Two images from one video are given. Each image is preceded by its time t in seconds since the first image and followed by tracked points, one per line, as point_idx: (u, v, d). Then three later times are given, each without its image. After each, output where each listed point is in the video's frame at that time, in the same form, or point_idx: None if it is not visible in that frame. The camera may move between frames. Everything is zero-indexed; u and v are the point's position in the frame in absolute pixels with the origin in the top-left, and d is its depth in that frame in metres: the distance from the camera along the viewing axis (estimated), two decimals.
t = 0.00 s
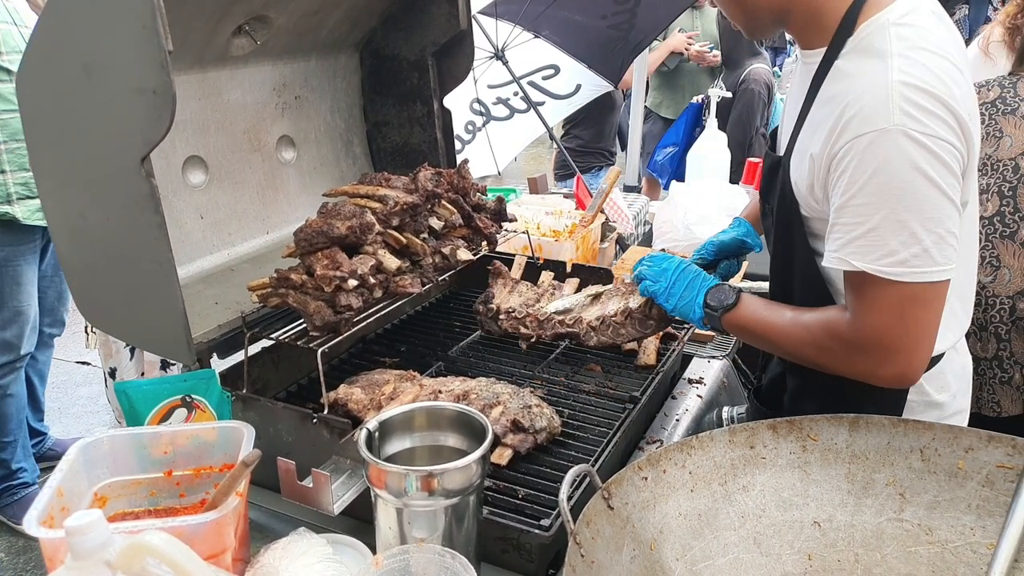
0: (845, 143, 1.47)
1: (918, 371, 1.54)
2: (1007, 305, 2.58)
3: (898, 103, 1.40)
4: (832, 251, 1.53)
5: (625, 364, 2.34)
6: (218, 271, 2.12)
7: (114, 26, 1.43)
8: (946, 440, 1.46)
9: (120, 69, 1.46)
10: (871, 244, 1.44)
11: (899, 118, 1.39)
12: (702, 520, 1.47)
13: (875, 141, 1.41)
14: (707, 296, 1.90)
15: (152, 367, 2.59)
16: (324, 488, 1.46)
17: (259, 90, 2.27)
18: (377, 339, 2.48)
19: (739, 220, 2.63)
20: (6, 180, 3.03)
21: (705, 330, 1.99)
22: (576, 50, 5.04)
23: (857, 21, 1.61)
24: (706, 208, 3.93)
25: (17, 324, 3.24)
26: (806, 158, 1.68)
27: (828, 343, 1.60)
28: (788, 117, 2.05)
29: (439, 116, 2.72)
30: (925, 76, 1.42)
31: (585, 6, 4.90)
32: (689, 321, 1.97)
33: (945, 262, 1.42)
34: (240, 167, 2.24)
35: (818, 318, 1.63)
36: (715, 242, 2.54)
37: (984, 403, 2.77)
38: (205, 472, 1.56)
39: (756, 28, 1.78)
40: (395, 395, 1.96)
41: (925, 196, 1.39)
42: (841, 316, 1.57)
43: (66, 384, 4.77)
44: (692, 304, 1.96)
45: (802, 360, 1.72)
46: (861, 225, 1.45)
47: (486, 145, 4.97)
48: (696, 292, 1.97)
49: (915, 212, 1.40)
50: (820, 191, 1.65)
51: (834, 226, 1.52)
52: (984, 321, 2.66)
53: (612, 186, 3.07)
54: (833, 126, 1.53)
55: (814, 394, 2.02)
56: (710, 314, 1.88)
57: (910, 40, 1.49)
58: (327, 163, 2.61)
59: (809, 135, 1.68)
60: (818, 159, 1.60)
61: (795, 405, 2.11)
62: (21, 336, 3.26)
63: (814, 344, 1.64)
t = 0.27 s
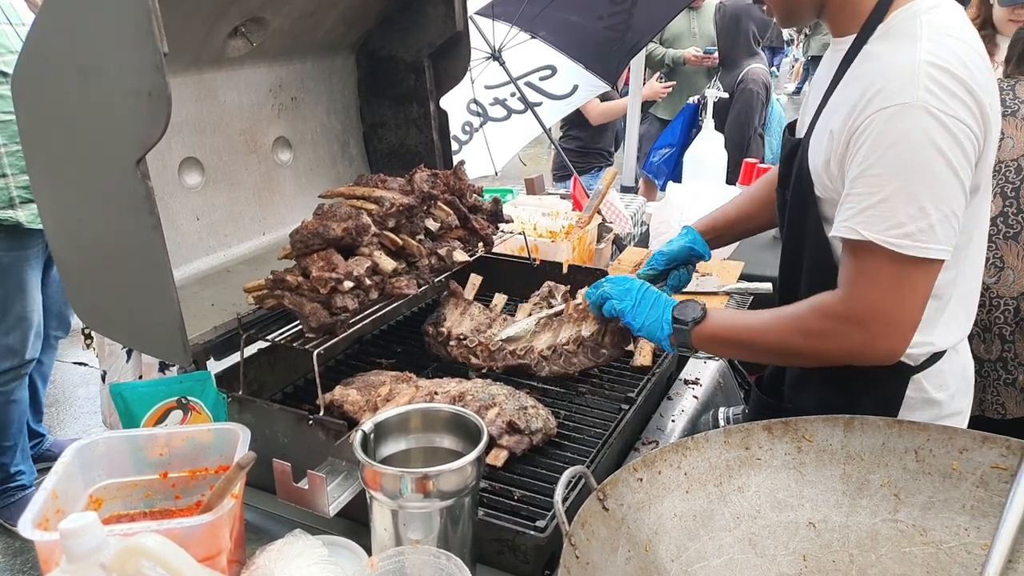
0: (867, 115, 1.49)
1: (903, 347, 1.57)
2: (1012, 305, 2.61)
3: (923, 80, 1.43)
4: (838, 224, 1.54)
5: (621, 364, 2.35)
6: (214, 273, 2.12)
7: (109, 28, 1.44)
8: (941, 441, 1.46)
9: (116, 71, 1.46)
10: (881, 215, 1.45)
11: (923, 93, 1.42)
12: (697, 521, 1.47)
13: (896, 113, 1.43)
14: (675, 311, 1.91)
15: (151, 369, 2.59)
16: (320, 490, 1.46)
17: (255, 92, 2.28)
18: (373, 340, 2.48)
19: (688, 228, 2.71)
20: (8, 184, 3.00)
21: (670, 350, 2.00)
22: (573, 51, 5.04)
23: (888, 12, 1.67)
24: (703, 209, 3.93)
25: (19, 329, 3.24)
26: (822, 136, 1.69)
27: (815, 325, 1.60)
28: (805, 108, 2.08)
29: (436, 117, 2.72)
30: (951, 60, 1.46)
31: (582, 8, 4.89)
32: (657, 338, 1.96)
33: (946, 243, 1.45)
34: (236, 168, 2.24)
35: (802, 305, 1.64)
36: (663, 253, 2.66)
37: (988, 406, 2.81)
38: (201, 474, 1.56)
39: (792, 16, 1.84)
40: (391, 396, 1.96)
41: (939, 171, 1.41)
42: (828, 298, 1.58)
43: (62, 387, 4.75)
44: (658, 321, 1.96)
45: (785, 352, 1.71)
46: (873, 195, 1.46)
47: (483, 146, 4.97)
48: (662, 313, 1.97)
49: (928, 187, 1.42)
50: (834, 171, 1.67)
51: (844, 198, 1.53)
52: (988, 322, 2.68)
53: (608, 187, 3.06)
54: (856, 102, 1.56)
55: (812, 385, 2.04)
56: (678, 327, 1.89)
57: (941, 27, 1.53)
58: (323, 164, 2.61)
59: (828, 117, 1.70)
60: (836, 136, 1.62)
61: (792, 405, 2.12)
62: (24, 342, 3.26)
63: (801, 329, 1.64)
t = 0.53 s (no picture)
0: (884, 109, 1.53)
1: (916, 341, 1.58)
2: (1009, 305, 2.70)
3: (941, 76, 1.47)
4: (852, 216, 1.56)
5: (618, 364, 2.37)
6: (211, 274, 2.13)
7: (105, 30, 1.44)
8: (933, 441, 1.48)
9: (112, 73, 1.47)
10: (894, 208, 1.48)
11: (941, 88, 1.46)
12: (691, 520, 1.48)
13: (914, 107, 1.47)
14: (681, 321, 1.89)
15: (149, 370, 2.60)
16: (315, 490, 1.47)
17: (251, 93, 2.28)
18: (370, 341, 2.49)
19: (711, 175, 2.91)
20: (11, 186, 3.01)
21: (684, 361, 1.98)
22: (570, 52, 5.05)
23: (902, 11, 1.72)
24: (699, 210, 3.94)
25: (18, 331, 3.25)
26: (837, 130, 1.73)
27: (831, 321, 1.60)
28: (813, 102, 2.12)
29: (432, 118, 2.73)
30: (967, 57, 1.50)
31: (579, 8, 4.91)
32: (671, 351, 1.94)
33: (958, 235, 1.48)
34: (233, 170, 2.25)
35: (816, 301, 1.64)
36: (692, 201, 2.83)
37: (985, 406, 2.92)
38: (197, 474, 1.56)
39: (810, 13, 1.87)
40: (387, 397, 1.97)
41: (955, 164, 1.44)
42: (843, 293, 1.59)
43: (58, 389, 4.73)
44: (667, 335, 1.94)
45: (799, 350, 1.70)
46: (888, 187, 1.49)
47: (480, 147, 4.98)
48: (666, 328, 1.95)
49: (944, 179, 1.45)
50: (848, 164, 1.72)
51: (859, 190, 1.56)
52: (986, 322, 2.78)
53: (603, 188, 3.07)
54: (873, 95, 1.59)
55: (818, 378, 2.08)
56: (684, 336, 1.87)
57: (955, 28, 1.59)
58: (320, 165, 2.62)
59: (841, 111, 1.74)
60: (852, 129, 1.66)
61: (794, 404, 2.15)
62: (22, 344, 3.27)
63: (816, 326, 1.63)
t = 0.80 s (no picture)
0: (892, 118, 1.57)
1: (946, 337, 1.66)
2: (1009, 305, 2.77)
3: (948, 86, 1.51)
4: (873, 226, 1.60)
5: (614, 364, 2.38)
6: (208, 274, 2.12)
7: (100, 31, 1.44)
8: (929, 440, 1.48)
9: (108, 73, 1.46)
10: (909, 219, 1.53)
11: (949, 97, 1.50)
12: (688, 520, 1.48)
13: (924, 117, 1.51)
14: (711, 327, 1.80)
15: (145, 370, 2.59)
16: (312, 491, 1.48)
17: (248, 93, 2.28)
18: (367, 341, 2.50)
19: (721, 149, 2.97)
20: (10, 188, 2.98)
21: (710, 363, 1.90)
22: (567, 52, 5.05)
23: (903, 12, 1.74)
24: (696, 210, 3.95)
25: (14, 332, 3.24)
26: (841, 135, 1.77)
27: (875, 329, 1.61)
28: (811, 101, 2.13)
29: (429, 118, 2.73)
30: (972, 65, 1.54)
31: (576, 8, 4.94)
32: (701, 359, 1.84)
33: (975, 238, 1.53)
34: (229, 170, 2.24)
35: (851, 309, 1.65)
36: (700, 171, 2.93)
37: (983, 405, 2.98)
38: (193, 475, 1.56)
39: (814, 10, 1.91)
40: (384, 397, 1.97)
41: (968, 173, 1.49)
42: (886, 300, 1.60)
43: (54, 389, 4.72)
44: (696, 343, 1.83)
45: (829, 353, 1.70)
46: (904, 198, 1.54)
47: (477, 146, 4.98)
48: (694, 335, 1.84)
49: (958, 187, 1.50)
50: (851, 168, 1.75)
51: (874, 198, 1.61)
52: (986, 321, 2.84)
53: (600, 188, 3.07)
54: (879, 103, 1.63)
55: (810, 375, 2.09)
56: (717, 344, 1.79)
57: (956, 32, 1.61)
58: (317, 165, 2.62)
59: (844, 116, 1.78)
60: (858, 134, 1.70)
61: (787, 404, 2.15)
62: (19, 345, 3.26)
63: (856, 333, 1.64)
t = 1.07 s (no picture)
0: (892, 123, 1.58)
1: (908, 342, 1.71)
2: (1010, 303, 2.82)
3: (948, 92, 1.52)
4: (865, 228, 1.60)
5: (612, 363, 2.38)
6: (205, 273, 2.12)
7: (97, 29, 1.44)
8: (926, 437, 1.49)
9: (105, 72, 1.46)
10: (905, 224, 1.53)
11: (949, 104, 1.50)
12: (686, 518, 1.48)
13: (923, 123, 1.51)
14: (688, 320, 1.80)
15: (141, 370, 2.58)
16: (310, 489, 1.47)
17: (244, 92, 2.27)
18: (364, 340, 2.50)
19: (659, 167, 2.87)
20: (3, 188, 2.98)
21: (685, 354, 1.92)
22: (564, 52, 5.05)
23: (901, 14, 1.75)
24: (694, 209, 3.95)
25: (8, 333, 3.24)
26: (839, 138, 1.77)
27: (850, 330, 1.63)
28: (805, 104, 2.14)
29: (427, 117, 2.73)
30: (973, 72, 1.55)
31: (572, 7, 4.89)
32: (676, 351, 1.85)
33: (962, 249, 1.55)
34: (226, 169, 2.24)
35: (829, 308, 1.66)
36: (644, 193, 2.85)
37: (984, 403, 3.05)
38: (191, 473, 1.56)
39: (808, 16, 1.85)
40: (381, 396, 1.97)
41: (964, 180, 1.50)
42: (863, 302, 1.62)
43: (51, 389, 4.71)
44: (673, 335, 1.83)
45: (803, 351, 1.72)
46: (901, 203, 1.54)
47: (474, 146, 4.98)
48: (671, 327, 1.84)
49: (954, 194, 1.50)
50: (848, 172, 1.76)
51: (870, 202, 1.61)
52: (987, 320, 2.90)
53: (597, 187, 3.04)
54: (879, 107, 1.64)
55: (806, 373, 2.10)
56: (695, 337, 1.79)
57: (959, 36, 1.63)
58: (314, 164, 2.61)
59: (844, 117, 1.78)
60: (856, 138, 1.71)
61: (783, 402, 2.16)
62: (12, 346, 3.26)
63: (832, 333, 1.65)
